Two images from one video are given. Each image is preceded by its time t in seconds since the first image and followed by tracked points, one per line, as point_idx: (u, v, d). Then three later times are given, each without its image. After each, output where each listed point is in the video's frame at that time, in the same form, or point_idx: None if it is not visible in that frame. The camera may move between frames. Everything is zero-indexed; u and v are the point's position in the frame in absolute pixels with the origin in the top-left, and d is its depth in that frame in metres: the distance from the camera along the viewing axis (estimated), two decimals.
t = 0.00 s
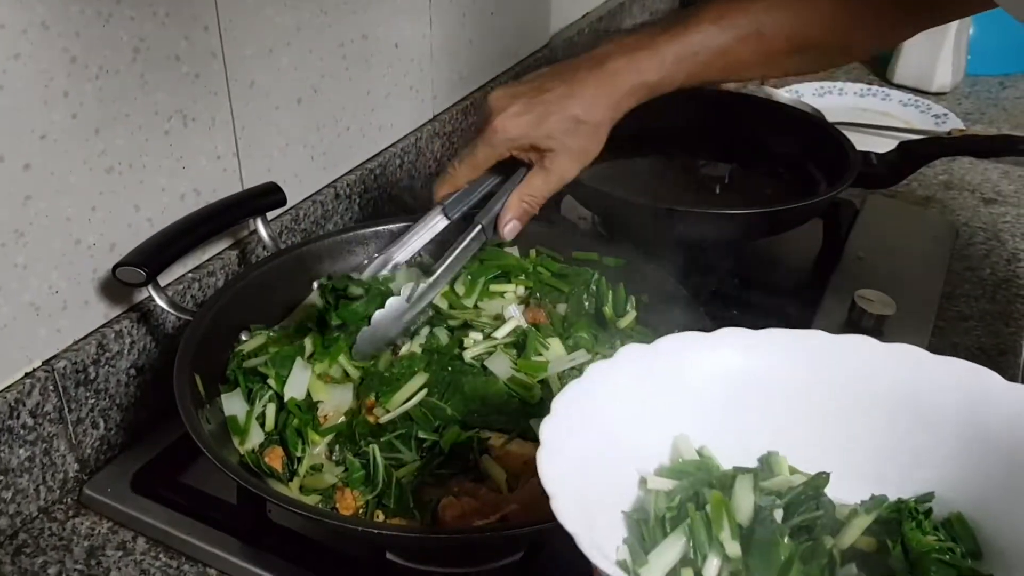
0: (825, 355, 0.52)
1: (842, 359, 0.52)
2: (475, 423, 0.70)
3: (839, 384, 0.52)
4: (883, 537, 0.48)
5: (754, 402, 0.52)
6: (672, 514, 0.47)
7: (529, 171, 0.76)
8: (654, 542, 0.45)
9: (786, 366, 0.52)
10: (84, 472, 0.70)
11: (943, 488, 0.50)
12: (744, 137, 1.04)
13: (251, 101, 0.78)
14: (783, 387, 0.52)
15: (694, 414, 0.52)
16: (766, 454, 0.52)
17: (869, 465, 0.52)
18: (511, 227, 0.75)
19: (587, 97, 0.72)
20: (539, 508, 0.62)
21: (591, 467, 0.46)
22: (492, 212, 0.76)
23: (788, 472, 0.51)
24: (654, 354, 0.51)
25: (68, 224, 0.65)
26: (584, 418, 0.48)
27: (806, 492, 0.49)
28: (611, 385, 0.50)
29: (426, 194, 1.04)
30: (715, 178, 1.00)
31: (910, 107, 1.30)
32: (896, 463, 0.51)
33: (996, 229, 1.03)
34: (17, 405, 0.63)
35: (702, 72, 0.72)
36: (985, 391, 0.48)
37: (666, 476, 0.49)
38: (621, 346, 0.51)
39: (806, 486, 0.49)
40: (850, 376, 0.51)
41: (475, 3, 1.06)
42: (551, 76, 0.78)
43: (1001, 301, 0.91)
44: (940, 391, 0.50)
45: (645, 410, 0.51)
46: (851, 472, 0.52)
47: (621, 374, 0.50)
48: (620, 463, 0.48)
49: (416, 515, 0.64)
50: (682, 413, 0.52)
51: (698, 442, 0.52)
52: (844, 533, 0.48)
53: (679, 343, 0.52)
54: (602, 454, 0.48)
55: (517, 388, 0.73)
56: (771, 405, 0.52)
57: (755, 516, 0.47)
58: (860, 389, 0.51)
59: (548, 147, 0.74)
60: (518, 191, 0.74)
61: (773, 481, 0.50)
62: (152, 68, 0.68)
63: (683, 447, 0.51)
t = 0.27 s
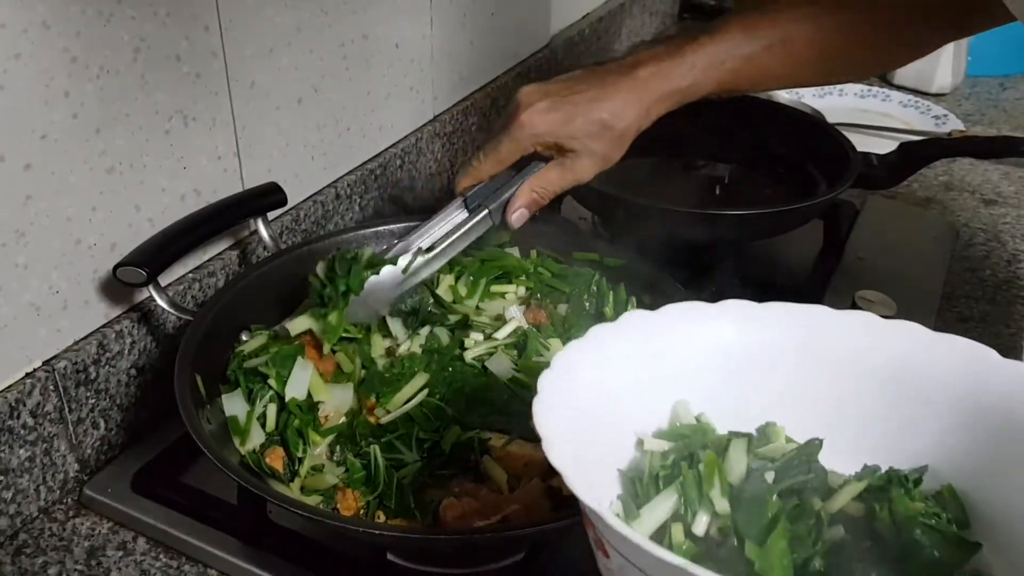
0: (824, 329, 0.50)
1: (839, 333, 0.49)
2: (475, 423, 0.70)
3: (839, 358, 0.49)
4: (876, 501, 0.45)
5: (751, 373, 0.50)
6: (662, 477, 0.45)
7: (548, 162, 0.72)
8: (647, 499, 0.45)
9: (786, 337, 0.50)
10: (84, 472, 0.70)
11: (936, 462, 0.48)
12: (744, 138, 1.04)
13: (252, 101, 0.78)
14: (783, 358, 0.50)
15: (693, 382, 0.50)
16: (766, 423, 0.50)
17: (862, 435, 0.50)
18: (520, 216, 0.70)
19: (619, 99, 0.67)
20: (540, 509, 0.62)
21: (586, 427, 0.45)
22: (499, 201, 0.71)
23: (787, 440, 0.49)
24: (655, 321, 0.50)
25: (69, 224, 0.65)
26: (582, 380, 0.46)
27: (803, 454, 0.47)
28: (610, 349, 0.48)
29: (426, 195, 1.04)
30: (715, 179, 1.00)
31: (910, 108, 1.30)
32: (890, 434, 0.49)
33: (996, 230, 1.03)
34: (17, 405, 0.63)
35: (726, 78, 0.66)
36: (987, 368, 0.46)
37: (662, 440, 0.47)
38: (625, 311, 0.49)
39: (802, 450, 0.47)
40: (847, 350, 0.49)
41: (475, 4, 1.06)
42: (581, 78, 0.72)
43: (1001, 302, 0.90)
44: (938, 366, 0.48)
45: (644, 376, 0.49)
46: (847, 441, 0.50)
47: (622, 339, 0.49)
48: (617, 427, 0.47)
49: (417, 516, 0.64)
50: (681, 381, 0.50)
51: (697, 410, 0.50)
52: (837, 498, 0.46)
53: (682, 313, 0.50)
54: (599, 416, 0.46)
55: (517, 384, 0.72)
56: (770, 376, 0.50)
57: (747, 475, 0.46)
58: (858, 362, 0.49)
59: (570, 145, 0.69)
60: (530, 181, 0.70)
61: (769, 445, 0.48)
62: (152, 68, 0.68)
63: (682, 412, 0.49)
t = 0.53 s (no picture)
0: (817, 305, 0.49)
1: (829, 308, 0.49)
2: (474, 422, 0.70)
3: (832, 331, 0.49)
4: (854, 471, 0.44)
5: (745, 347, 0.49)
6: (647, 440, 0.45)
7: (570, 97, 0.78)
8: (632, 458, 0.45)
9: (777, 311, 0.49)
10: (81, 472, 0.70)
11: (921, 438, 0.46)
12: (743, 138, 1.04)
13: (250, 99, 0.78)
14: (781, 331, 0.49)
15: (689, 352, 0.49)
16: (759, 393, 0.49)
17: (848, 410, 0.48)
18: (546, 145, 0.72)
19: (644, 32, 0.80)
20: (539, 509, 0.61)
21: (575, 387, 0.45)
22: (523, 132, 0.73)
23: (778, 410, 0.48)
24: (652, 290, 0.49)
25: (66, 222, 0.65)
26: (574, 343, 0.46)
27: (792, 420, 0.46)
28: (603, 316, 0.48)
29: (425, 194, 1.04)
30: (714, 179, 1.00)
31: (909, 108, 1.29)
32: (877, 408, 0.48)
33: (995, 230, 1.03)
34: (14, 404, 0.63)
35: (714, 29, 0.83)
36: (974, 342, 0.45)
37: (653, 405, 0.47)
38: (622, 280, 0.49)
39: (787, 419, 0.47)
40: (836, 325, 0.49)
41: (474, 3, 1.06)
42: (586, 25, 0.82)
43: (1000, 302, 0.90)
44: (927, 340, 0.47)
45: (640, 343, 0.49)
46: (836, 416, 0.49)
47: (617, 307, 0.48)
48: (609, 390, 0.46)
49: (414, 515, 0.64)
50: (677, 351, 0.49)
51: (693, 378, 0.49)
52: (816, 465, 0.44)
53: (680, 284, 0.50)
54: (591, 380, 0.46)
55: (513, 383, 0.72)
56: (766, 348, 0.49)
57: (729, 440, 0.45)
58: (849, 336, 0.48)
59: (594, 69, 0.80)
60: (556, 114, 0.73)
61: (753, 417, 0.47)
62: (150, 66, 0.68)
63: (675, 380, 0.49)
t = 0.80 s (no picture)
0: (791, 280, 0.54)
1: (808, 283, 0.53)
2: (474, 422, 0.70)
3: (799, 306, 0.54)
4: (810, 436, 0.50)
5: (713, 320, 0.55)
6: (612, 404, 0.50)
7: None
8: (597, 419, 0.50)
9: (754, 286, 0.54)
10: (80, 470, 0.70)
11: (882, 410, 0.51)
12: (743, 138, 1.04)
13: (250, 98, 0.78)
14: (743, 306, 0.55)
15: (655, 322, 0.55)
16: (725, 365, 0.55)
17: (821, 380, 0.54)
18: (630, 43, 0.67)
19: None
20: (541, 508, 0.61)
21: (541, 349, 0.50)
22: None
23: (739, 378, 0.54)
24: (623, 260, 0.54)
25: (65, 220, 0.65)
26: (544, 307, 0.51)
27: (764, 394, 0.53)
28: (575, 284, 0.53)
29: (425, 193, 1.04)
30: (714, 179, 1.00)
31: (909, 109, 1.29)
32: (848, 378, 0.53)
33: (995, 231, 1.03)
34: (13, 402, 0.63)
35: None
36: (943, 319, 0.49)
37: (623, 371, 0.53)
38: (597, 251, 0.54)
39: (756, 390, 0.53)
40: (812, 300, 0.53)
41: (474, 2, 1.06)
42: None
43: (1000, 303, 0.90)
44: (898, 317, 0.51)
45: (608, 311, 0.54)
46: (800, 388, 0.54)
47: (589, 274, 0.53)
48: (576, 353, 0.52)
49: (415, 514, 0.64)
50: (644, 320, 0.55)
51: (660, 347, 0.55)
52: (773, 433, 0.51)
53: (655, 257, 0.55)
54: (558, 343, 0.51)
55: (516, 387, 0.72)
56: (733, 321, 0.55)
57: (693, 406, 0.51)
58: (822, 311, 0.53)
59: None
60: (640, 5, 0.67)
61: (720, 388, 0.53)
62: (151, 64, 0.67)
63: (644, 348, 0.54)
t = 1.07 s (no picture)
0: (812, 257, 0.56)
1: (823, 258, 0.56)
2: (477, 422, 0.70)
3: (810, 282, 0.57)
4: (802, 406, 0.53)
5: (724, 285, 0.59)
6: (619, 362, 0.53)
7: None
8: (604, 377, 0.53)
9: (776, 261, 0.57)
10: (82, 470, 0.69)
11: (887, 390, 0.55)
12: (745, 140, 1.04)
13: (252, 97, 0.77)
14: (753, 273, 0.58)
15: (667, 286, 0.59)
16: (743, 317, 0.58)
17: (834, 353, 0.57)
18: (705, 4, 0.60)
19: None
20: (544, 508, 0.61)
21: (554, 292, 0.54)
22: None
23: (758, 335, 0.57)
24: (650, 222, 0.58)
25: (67, 220, 0.65)
26: (564, 256, 0.55)
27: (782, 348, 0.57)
28: (598, 237, 0.56)
29: (426, 194, 1.04)
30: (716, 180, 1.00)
31: (911, 111, 1.29)
32: (858, 355, 0.56)
33: (997, 232, 1.03)
34: (15, 401, 0.62)
35: None
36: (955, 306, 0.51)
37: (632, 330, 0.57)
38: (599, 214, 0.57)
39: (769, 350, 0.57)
40: (831, 279, 0.56)
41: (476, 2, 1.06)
42: None
43: (1002, 303, 0.90)
44: (911, 303, 0.53)
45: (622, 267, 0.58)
46: (808, 361, 0.58)
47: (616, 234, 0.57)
48: (586, 305, 0.56)
49: (419, 511, 0.63)
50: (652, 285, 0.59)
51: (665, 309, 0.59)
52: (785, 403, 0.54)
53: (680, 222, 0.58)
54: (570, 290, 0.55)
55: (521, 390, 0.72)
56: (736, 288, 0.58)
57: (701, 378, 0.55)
58: (839, 290, 0.56)
59: None
60: None
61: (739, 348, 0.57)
62: (153, 62, 0.67)
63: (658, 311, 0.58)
